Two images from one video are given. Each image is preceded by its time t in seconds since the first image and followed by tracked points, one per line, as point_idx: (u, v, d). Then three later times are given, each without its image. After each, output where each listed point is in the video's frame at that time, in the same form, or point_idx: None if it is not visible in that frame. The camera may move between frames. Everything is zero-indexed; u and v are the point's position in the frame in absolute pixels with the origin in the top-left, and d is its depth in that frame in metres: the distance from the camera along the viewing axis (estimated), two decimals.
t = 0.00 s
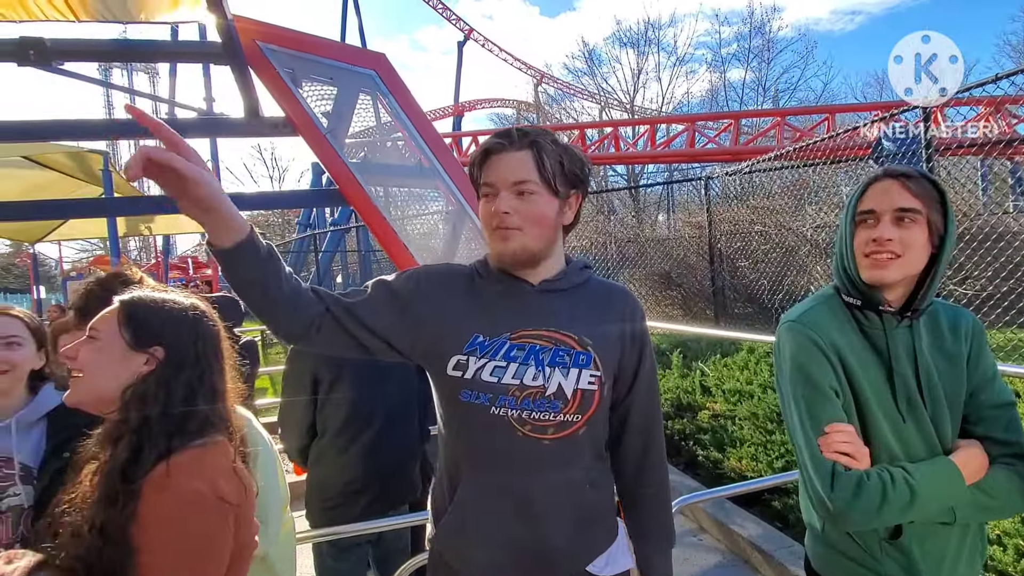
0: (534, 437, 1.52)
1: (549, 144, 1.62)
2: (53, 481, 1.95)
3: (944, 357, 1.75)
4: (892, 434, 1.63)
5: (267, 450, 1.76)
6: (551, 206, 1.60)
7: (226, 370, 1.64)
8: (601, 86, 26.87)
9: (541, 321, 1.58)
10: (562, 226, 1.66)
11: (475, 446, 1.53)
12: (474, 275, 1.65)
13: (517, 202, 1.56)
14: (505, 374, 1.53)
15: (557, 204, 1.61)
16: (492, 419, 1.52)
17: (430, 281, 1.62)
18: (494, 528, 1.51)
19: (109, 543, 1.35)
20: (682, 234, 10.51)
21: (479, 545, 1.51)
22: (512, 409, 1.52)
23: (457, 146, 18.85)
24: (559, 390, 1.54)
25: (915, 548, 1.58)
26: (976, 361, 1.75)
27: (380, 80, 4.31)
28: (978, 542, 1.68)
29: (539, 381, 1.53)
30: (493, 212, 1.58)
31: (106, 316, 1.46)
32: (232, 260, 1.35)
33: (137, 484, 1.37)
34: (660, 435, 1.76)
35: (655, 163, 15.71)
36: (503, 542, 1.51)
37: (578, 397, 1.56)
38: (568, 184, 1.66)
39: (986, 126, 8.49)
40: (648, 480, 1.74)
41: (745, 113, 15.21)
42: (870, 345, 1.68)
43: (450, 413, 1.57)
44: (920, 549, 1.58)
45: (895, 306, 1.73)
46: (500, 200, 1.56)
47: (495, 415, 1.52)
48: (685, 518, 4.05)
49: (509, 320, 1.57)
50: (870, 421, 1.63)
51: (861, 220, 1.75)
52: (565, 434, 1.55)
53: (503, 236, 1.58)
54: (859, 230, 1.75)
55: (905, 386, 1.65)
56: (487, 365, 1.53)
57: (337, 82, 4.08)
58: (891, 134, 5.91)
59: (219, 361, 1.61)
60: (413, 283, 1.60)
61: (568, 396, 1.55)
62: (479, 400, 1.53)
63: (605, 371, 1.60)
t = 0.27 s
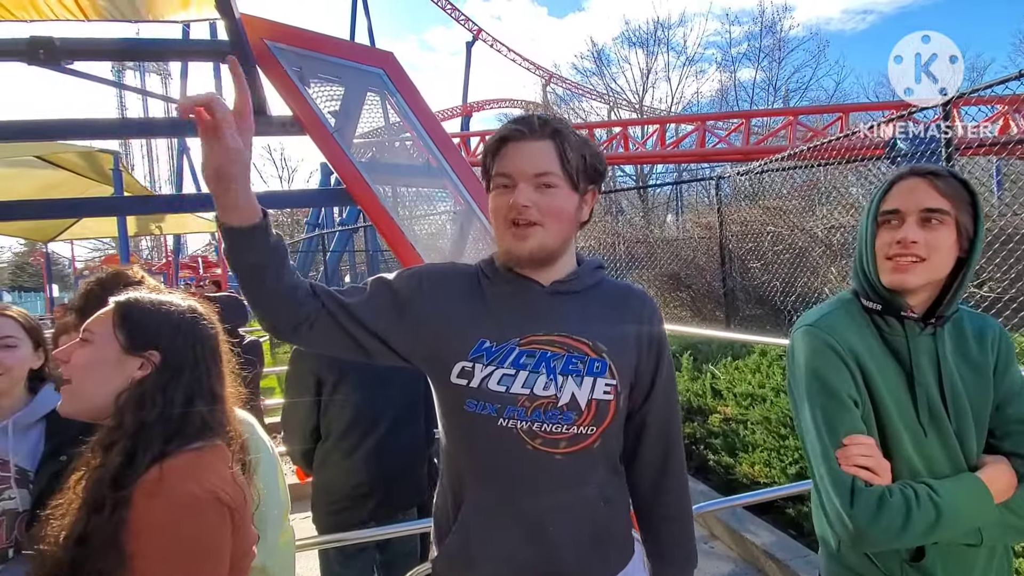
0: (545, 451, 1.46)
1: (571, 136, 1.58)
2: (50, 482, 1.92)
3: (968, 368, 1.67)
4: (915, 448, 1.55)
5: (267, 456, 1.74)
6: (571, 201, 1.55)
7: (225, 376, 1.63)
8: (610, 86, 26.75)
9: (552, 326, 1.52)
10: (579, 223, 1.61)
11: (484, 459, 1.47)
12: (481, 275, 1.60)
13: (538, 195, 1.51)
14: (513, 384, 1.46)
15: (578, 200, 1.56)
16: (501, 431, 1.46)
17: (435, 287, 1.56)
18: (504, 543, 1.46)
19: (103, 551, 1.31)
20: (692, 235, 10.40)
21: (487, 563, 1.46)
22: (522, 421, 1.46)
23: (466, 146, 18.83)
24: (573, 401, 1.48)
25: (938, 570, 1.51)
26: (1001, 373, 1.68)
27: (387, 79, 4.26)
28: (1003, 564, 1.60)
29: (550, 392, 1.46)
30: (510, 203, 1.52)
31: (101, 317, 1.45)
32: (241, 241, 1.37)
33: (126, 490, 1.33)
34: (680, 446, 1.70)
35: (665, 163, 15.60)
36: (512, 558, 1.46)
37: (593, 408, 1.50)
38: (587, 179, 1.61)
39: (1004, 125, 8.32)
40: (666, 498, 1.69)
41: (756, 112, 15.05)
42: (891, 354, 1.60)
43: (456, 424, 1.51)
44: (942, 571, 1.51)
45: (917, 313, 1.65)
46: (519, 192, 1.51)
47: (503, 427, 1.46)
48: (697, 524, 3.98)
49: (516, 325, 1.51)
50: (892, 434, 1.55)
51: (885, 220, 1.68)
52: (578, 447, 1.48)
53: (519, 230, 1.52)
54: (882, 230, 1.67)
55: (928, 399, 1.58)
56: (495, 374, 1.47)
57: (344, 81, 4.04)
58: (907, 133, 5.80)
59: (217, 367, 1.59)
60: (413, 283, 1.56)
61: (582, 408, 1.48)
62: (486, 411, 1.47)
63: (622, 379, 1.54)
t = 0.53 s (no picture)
0: (564, 463, 1.41)
1: (596, 125, 1.60)
2: (34, 490, 1.85)
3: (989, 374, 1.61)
4: (936, 460, 1.50)
5: (257, 463, 1.69)
6: (594, 189, 1.55)
7: (213, 374, 1.57)
8: (610, 86, 26.70)
9: (564, 330, 1.46)
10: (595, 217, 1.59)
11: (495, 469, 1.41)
12: (482, 275, 1.54)
13: (569, 176, 1.49)
14: (528, 393, 1.41)
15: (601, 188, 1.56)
16: (517, 444, 1.40)
17: (437, 287, 1.49)
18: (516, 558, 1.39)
19: (88, 566, 1.26)
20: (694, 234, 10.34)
21: None
22: (538, 432, 1.40)
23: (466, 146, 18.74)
24: (591, 408, 1.43)
25: None
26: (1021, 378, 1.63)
27: (387, 76, 4.16)
28: None
29: (568, 400, 1.41)
30: (540, 183, 1.47)
31: (78, 322, 1.39)
32: (162, 250, 1.23)
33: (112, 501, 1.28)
34: (695, 452, 1.64)
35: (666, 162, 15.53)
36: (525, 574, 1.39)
37: (613, 414, 1.45)
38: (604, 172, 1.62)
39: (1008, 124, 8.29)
40: (682, 505, 1.63)
41: (758, 111, 14.99)
42: (909, 361, 1.55)
43: (464, 434, 1.45)
44: None
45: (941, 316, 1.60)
46: (551, 171, 1.48)
47: (518, 439, 1.40)
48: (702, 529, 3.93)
49: (526, 329, 1.46)
50: (912, 446, 1.50)
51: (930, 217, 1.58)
52: (598, 458, 1.44)
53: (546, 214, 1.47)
54: (926, 228, 1.57)
55: (950, 408, 1.52)
56: (508, 383, 1.41)
57: (344, 79, 3.99)
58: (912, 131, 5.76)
59: (204, 365, 1.53)
60: (410, 286, 1.48)
61: (602, 415, 1.44)
62: (499, 424, 1.41)
63: (639, 383, 1.49)
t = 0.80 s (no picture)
0: (597, 471, 1.38)
1: (624, 119, 1.56)
2: (12, 499, 1.80)
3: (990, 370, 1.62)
4: (963, 467, 1.45)
5: (245, 470, 1.68)
6: (621, 186, 1.52)
7: (196, 381, 1.58)
8: (608, 87, 26.72)
9: (593, 331, 1.44)
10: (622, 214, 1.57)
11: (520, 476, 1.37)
12: (505, 275, 1.51)
13: (599, 174, 1.46)
14: (558, 398, 1.38)
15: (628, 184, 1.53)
16: (548, 450, 1.37)
17: (460, 289, 1.47)
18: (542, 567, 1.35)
19: None
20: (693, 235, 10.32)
21: None
22: (570, 438, 1.37)
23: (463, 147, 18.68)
24: (624, 413, 1.40)
25: None
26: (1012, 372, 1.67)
27: (383, 77, 4.11)
28: None
29: (599, 404, 1.39)
30: (570, 181, 1.44)
31: (55, 329, 1.41)
32: (170, 261, 1.14)
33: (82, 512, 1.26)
34: (722, 458, 1.60)
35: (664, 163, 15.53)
36: None
37: (646, 419, 1.43)
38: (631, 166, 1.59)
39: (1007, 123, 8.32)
40: (708, 513, 1.58)
41: (756, 112, 15.00)
42: (939, 367, 1.46)
43: (489, 440, 1.41)
44: None
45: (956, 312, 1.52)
46: (580, 168, 1.44)
47: (549, 446, 1.37)
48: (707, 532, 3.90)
49: (554, 332, 1.43)
50: (945, 456, 1.42)
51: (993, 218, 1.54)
52: (632, 465, 1.41)
53: (575, 212, 1.45)
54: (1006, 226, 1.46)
55: (965, 410, 1.48)
56: (537, 388, 1.38)
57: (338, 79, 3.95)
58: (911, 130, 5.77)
59: (185, 370, 1.54)
60: (428, 289, 1.44)
61: (635, 420, 1.41)
62: (529, 430, 1.37)
63: (671, 386, 1.47)
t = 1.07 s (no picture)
0: (626, 475, 1.37)
1: (652, 119, 1.56)
2: None
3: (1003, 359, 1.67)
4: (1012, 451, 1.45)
5: (234, 473, 1.66)
6: (646, 188, 1.51)
7: (180, 382, 1.57)
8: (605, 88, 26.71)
9: (618, 333, 1.43)
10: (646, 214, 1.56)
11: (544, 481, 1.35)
12: (524, 277, 1.50)
13: (626, 175, 1.45)
14: (585, 401, 1.37)
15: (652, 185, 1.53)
16: (575, 455, 1.35)
17: (478, 290, 1.45)
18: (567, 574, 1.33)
19: None
20: (692, 236, 10.31)
21: None
22: (597, 443, 1.36)
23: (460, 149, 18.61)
24: (652, 415, 1.40)
25: None
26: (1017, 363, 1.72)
27: (381, 79, 4.09)
28: None
29: (627, 407, 1.38)
30: (599, 180, 1.43)
31: (34, 338, 1.41)
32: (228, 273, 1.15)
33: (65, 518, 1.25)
34: (741, 462, 1.59)
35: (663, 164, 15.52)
36: None
37: (673, 421, 1.43)
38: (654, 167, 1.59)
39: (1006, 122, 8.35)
40: (727, 517, 1.57)
41: (754, 112, 15.00)
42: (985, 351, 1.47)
43: (511, 444, 1.39)
44: None
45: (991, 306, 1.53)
46: (607, 168, 1.43)
47: (576, 451, 1.35)
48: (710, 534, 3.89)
49: (578, 333, 1.42)
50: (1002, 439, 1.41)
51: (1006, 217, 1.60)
52: (660, 469, 1.40)
53: (601, 212, 1.44)
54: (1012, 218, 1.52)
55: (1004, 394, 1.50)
56: (564, 391, 1.37)
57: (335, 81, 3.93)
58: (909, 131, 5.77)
59: (168, 373, 1.52)
60: (446, 293, 1.42)
61: (663, 423, 1.41)
62: (555, 435, 1.36)
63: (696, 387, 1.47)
